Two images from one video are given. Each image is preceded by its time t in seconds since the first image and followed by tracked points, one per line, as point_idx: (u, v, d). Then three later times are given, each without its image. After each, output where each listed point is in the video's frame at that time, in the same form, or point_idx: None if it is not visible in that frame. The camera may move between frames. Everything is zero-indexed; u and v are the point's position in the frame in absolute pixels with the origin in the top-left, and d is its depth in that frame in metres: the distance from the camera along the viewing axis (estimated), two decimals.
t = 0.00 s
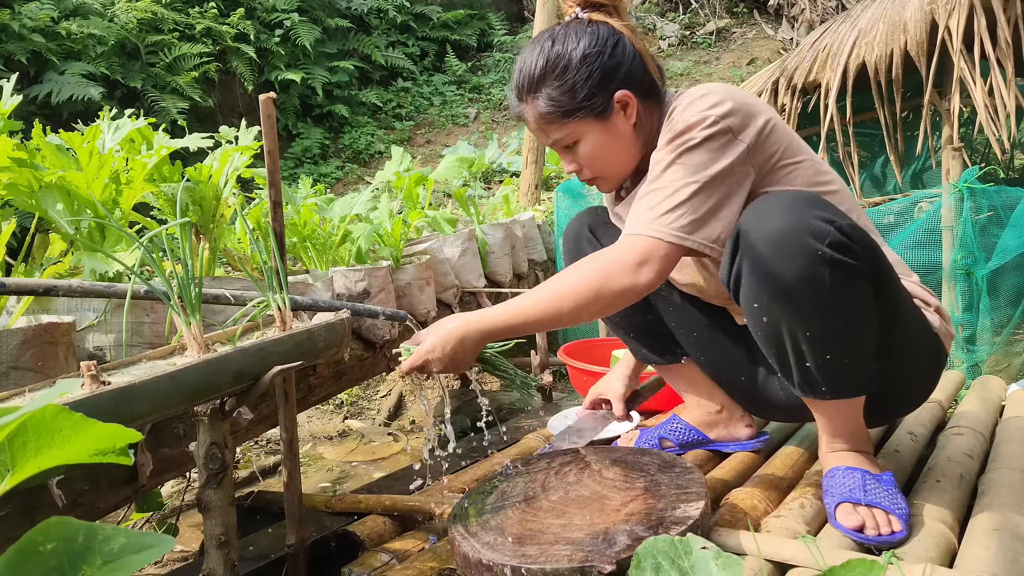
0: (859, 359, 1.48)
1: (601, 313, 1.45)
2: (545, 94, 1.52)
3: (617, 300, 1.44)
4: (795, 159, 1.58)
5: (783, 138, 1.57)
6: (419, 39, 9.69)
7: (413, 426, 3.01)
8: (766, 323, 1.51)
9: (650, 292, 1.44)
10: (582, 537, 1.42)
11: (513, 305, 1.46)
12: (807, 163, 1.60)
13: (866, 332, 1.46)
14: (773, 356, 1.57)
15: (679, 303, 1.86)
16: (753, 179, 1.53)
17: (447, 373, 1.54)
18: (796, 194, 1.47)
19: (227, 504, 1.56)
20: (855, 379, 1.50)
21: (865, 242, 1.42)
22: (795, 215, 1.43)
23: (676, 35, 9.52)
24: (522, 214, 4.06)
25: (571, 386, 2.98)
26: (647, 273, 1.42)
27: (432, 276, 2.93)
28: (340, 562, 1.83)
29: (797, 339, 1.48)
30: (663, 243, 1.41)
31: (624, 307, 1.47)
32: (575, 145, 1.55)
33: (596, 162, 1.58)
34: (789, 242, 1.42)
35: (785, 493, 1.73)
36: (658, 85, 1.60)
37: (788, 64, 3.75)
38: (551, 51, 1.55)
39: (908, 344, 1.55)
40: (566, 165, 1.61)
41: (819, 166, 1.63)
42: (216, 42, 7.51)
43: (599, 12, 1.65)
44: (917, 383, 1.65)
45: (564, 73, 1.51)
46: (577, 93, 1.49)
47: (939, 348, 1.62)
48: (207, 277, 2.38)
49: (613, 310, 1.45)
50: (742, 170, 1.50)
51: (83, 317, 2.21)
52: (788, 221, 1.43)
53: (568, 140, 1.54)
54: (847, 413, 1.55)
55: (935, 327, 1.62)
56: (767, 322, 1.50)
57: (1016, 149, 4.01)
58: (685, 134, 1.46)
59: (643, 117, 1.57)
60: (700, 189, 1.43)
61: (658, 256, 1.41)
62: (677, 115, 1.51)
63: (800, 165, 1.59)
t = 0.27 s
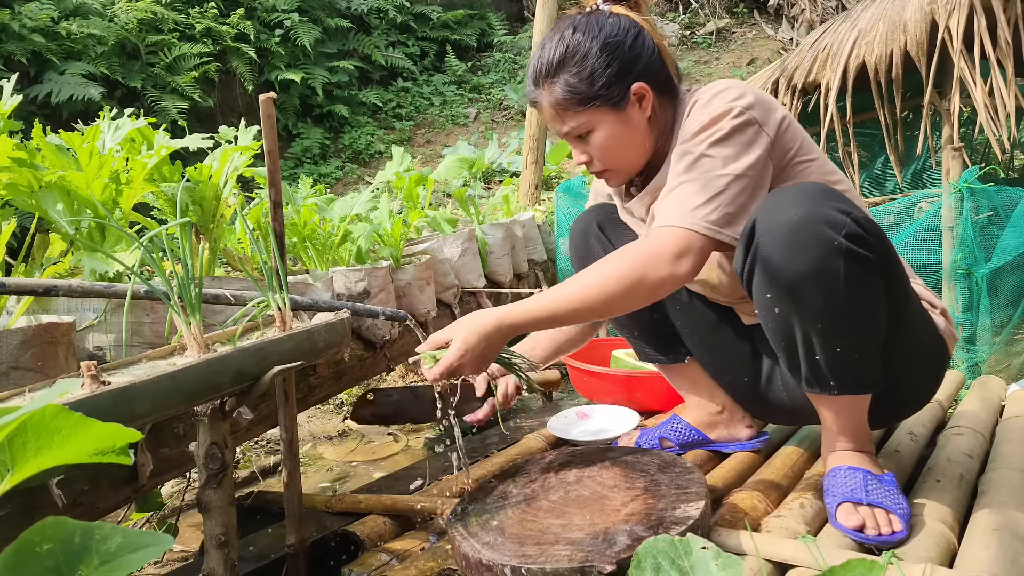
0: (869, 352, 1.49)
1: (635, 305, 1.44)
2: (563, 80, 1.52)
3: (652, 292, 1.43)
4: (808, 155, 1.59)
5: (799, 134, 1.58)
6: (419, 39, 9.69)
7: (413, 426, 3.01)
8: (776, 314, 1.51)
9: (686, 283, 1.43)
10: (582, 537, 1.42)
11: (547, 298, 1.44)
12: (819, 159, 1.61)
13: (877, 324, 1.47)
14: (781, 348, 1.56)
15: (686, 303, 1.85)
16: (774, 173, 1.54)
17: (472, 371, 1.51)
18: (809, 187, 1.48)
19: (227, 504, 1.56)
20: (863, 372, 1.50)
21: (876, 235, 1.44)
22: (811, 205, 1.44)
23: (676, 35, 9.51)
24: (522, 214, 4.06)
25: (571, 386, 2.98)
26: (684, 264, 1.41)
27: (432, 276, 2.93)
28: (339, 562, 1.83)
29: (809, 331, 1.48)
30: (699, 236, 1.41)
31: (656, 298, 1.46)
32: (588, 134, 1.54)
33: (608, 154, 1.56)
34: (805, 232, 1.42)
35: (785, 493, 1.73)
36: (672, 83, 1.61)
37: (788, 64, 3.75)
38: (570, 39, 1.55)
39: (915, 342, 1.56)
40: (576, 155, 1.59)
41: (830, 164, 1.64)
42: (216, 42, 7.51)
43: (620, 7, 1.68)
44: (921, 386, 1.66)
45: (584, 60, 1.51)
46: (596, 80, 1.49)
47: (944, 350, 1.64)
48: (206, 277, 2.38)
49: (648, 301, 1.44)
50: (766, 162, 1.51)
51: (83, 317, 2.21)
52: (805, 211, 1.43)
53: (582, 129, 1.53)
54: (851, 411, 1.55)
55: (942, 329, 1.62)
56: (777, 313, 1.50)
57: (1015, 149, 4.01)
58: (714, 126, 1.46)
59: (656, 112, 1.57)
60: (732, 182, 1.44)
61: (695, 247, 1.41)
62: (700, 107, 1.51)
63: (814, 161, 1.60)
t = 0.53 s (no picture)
0: (875, 346, 1.48)
1: (649, 304, 1.46)
2: (564, 70, 1.51)
3: (664, 291, 1.44)
4: (806, 152, 1.59)
5: (798, 132, 1.59)
6: (419, 39, 9.69)
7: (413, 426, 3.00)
8: (782, 309, 1.49)
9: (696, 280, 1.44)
10: (582, 537, 1.42)
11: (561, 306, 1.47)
12: (818, 156, 1.62)
13: (883, 318, 1.46)
14: (786, 344, 1.55)
15: (693, 303, 1.85)
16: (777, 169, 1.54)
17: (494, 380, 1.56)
18: (813, 180, 1.47)
19: (226, 504, 1.56)
20: (869, 367, 1.50)
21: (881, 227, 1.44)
22: (817, 197, 1.43)
23: (676, 35, 9.50)
24: (522, 214, 4.05)
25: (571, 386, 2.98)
26: (693, 263, 1.42)
27: (432, 276, 2.93)
28: (340, 563, 1.82)
29: (815, 325, 1.47)
30: (706, 234, 1.42)
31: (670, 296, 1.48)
32: (588, 127, 1.53)
33: (606, 147, 1.56)
34: (812, 225, 1.41)
35: (786, 493, 1.73)
36: (672, 81, 1.61)
37: (788, 64, 3.75)
38: (574, 31, 1.54)
39: (917, 336, 1.56)
40: (574, 148, 1.58)
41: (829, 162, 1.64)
42: (215, 42, 7.50)
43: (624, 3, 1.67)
44: (921, 382, 1.66)
45: (586, 51, 1.50)
46: (598, 72, 1.48)
47: (943, 346, 1.64)
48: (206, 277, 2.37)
49: (662, 300, 1.46)
50: (767, 159, 1.51)
51: (83, 317, 2.21)
52: (811, 203, 1.42)
53: (581, 122, 1.52)
54: (854, 411, 1.54)
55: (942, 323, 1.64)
56: (783, 308, 1.49)
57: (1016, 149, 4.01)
58: (716, 124, 1.47)
59: (655, 108, 1.57)
60: (734, 179, 1.45)
61: (702, 245, 1.42)
62: (702, 104, 1.52)
63: (813, 158, 1.60)
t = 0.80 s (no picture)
0: (875, 351, 1.48)
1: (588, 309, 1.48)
2: (549, 96, 1.53)
3: (603, 296, 1.47)
4: (799, 158, 1.58)
5: (787, 137, 1.56)
6: (420, 39, 9.69)
7: (413, 426, 3.01)
8: (783, 314, 1.49)
9: (635, 286, 1.46)
10: (582, 537, 1.42)
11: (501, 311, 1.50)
12: (812, 160, 1.60)
13: (883, 324, 1.46)
14: (786, 348, 1.55)
15: (688, 303, 1.85)
16: (752, 179, 1.52)
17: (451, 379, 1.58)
18: (813, 186, 1.48)
19: (226, 504, 1.56)
20: (869, 373, 1.50)
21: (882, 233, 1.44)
22: (818, 204, 1.43)
23: (676, 35, 9.50)
24: (522, 214, 4.05)
25: (571, 386, 2.98)
26: (630, 269, 1.44)
27: (432, 276, 2.93)
28: (340, 563, 1.82)
29: (816, 330, 1.47)
30: (648, 241, 1.42)
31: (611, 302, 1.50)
32: (578, 146, 1.55)
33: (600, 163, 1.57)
34: (813, 230, 1.42)
35: (785, 493, 1.73)
36: (664, 88, 1.59)
37: (788, 64, 3.75)
38: (554, 52, 1.55)
39: (917, 341, 1.56)
40: (570, 166, 1.61)
41: (825, 165, 1.62)
42: (215, 42, 7.50)
43: (606, 11, 1.61)
44: (920, 387, 1.66)
45: (567, 74, 1.51)
46: (580, 95, 1.49)
47: (943, 352, 1.64)
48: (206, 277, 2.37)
49: (603, 306, 1.48)
50: (741, 167, 1.50)
51: (83, 317, 2.21)
52: (812, 210, 1.43)
53: (571, 142, 1.55)
54: (855, 412, 1.54)
55: (942, 329, 1.63)
56: (784, 313, 1.49)
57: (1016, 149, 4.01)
58: (683, 133, 1.46)
59: (647, 118, 1.56)
60: (691, 188, 1.43)
61: (640, 252, 1.44)
62: (678, 112, 1.50)
63: (805, 164, 1.58)
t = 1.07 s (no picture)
0: (850, 367, 1.48)
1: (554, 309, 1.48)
2: (535, 106, 1.56)
3: (569, 295, 1.46)
4: (789, 158, 1.55)
5: (773, 140, 1.53)
6: (420, 39, 9.69)
7: (413, 426, 3.00)
8: (756, 334, 1.52)
9: (602, 285, 1.46)
10: (582, 537, 1.42)
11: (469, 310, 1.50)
12: (803, 160, 1.57)
13: (857, 340, 1.46)
14: (766, 365, 1.58)
15: (682, 303, 1.85)
16: (731, 186, 1.51)
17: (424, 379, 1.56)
18: (781, 205, 1.46)
19: (226, 504, 1.56)
20: (846, 386, 1.50)
21: (853, 250, 1.41)
22: (778, 227, 1.43)
23: (676, 35, 9.50)
24: (522, 214, 4.05)
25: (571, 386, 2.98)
26: (594, 269, 1.44)
27: (432, 276, 2.93)
28: (340, 563, 1.82)
29: (788, 350, 1.49)
30: (615, 242, 1.42)
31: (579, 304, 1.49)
32: (568, 152, 1.58)
33: (590, 168, 1.60)
34: (774, 255, 1.43)
35: (785, 493, 1.73)
36: (654, 95, 1.57)
37: (788, 64, 3.75)
38: (540, 61, 1.56)
39: (902, 351, 1.53)
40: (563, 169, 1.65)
41: (817, 165, 1.58)
42: (215, 42, 7.50)
43: (596, 20, 1.60)
44: (917, 390, 1.64)
45: (551, 86, 1.53)
46: (564, 107, 1.51)
47: (940, 354, 1.59)
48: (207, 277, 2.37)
49: (570, 305, 1.48)
50: (717, 173, 1.48)
51: (83, 317, 2.21)
52: (772, 234, 1.43)
53: (560, 149, 1.58)
54: (848, 414, 1.54)
55: (937, 333, 1.58)
56: (757, 334, 1.51)
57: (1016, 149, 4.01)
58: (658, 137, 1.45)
59: (635, 126, 1.55)
60: (660, 192, 1.43)
61: (605, 251, 1.44)
62: (658, 115, 1.49)
63: (793, 165, 1.55)
